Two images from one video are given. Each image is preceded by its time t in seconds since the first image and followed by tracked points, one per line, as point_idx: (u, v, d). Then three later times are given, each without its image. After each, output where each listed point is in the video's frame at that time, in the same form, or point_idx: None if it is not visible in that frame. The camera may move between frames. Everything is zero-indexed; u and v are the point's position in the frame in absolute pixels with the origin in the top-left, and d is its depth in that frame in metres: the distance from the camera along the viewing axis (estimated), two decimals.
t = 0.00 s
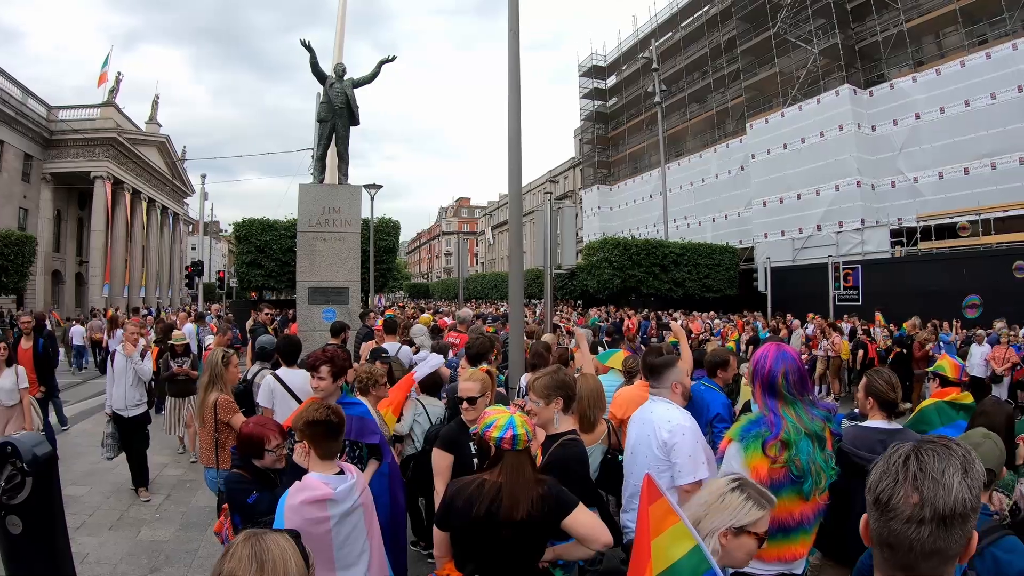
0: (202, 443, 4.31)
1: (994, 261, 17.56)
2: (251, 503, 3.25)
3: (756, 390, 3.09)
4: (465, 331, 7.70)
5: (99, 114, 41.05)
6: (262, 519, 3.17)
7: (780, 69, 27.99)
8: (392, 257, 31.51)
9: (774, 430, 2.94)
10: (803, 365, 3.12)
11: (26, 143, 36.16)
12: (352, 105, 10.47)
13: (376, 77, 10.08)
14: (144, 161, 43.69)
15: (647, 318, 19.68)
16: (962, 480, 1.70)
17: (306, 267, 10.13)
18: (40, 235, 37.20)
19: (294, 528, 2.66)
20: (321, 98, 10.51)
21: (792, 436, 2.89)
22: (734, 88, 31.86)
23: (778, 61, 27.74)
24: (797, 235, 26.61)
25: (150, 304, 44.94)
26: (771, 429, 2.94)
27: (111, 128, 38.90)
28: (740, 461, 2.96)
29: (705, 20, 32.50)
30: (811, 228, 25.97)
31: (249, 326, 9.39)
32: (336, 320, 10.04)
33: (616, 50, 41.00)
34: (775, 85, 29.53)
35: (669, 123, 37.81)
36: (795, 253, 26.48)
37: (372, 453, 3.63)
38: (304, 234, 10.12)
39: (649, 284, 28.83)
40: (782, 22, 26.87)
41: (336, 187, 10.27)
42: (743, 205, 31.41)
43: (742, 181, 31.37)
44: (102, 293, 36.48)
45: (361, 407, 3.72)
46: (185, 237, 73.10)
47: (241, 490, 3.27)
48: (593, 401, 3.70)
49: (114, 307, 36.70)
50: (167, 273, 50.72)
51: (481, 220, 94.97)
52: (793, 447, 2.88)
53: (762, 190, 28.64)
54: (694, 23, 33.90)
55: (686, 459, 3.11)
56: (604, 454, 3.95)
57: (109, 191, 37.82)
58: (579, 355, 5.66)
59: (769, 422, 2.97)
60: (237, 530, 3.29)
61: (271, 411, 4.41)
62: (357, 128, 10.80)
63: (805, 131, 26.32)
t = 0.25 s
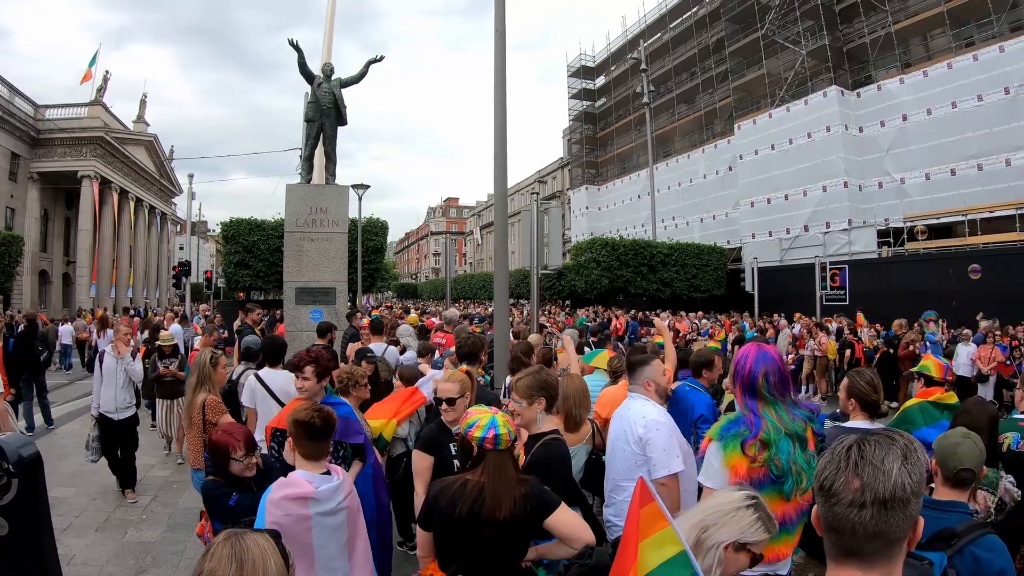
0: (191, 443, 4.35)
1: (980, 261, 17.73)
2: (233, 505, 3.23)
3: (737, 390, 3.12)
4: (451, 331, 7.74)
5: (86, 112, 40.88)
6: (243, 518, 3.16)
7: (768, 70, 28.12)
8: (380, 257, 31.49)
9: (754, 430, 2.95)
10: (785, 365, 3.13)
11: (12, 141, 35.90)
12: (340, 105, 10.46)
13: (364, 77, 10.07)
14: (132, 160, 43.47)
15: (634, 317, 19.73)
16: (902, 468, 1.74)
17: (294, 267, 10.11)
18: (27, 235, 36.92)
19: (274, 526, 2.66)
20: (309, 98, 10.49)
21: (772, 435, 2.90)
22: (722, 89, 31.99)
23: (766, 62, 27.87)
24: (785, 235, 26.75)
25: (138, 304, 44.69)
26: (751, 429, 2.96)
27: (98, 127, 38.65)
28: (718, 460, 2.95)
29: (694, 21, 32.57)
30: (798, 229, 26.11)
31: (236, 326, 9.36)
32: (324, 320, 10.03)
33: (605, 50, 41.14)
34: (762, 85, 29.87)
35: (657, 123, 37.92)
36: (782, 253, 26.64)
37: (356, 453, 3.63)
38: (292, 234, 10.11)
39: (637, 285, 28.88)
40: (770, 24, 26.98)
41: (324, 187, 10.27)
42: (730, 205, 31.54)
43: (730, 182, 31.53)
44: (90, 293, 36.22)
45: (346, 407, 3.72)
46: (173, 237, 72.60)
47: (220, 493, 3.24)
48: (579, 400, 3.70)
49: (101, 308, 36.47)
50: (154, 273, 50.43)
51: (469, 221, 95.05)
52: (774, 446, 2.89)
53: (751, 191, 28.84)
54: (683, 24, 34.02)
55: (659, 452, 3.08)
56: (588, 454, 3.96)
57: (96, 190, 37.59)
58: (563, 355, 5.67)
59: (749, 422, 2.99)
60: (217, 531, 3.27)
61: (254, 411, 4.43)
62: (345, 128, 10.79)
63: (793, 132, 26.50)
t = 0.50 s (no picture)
0: (180, 444, 4.36)
1: (965, 262, 17.90)
2: (216, 507, 3.22)
3: (715, 387, 3.14)
4: (437, 331, 7.78)
5: (72, 111, 40.70)
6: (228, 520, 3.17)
7: (754, 72, 28.26)
8: (366, 257, 31.43)
9: (731, 427, 2.96)
10: (761, 362, 3.17)
11: None
12: (327, 105, 10.45)
13: (350, 77, 10.07)
14: (118, 159, 43.21)
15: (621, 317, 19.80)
16: (848, 461, 1.66)
17: (280, 267, 10.09)
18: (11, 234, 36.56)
19: (257, 528, 2.64)
20: (296, 98, 10.47)
21: (750, 432, 2.92)
22: (709, 90, 32.15)
23: (752, 64, 28.02)
24: (771, 236, 26.91)
25: (124, 305, 44.40)
26: (729, 426, 2.96)
27: (84, 125, 38.41)
28: (696, 457, 2.93)
29: (682, 22, 32.69)
30: (784, 229, 26.27)
31: (222, 326, 9.33)
32: (310, 321, 10.01)
33: (592, 51, 41.28)
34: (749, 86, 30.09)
35: (644, 124, 38.08)
36: (767, 254, 26.83)
37: (341, 454, 3.64)
38: (278, 235, 10.08)
39: (623, 285, 28.97)
40: (757, 26, 27.12)
41: (310, 186, 10.24)
42: (717, 206, 31.74)
43: (716, 183, 31.70)
44: (75, 293, 35.96)
45: (330, 408, 3.72)
46: (160, 236, 72.10)
47: (206, 495, 3.24)
48: (563, 400, 3.68)
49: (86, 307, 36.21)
50: (140, 272, 50.10)
51: (456, 220, 95.21)
52: (752, 443, 2.90)
53: (737, 192, 29.01)
54: (670, 26, 34.16)
55: (632, 447, 3.09)
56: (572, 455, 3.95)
57: (82, 189, 37.33)
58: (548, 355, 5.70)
59: (727, 420, 2.99)
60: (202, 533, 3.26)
61: (235, 412, 4.43)
62: (332, 128, 10.78)
63: (779, 134, 26.64)
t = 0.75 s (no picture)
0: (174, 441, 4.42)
1: (953, 263, 18.04)
2: (199, 506, 3.24)
3: (692, 387, 3.14)
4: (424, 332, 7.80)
5: (59, 110, 40.40)
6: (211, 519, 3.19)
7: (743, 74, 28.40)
8: (354, 258, 31.33)
9: (708, 427, 2.96)
10: (738, 361, 3.15)
11: None
12: (315, 104, 10.44)
13: (339, 77, 10.09)
14: (105, 158, 42.88)
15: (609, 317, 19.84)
16: (799, 462, 1.67)
17: (267, 267, 10.06)
18: None
19: (241, 526, 2.64)
20: (284, 97, 10.47)
21: (727, 432, 2.91)
22: (697, 92, 32.27)
23: (741, 65, 28.15)
24: (758, 236, 27.02)
25: (111, 305, 44.01)
26: (705, 425, 2.96)
27: (71, 124, 38.16)
28: (672, 456, 2.94)
29: (670, 23, 32.76)
30: (772, 230, 26.39)
31: (210, 326, 9.29)
32: (297, 321, 9.99)
33: (581, 52, 41.38)
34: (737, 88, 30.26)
35: (632, 125, 38.19)
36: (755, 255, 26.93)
37: (327, 454, 3.67)
38: (265, 235, 10.06)
39: (611, 285, 28.99)
40: (746, 27, 27.23)
41: (298, 186, 10.21)
42: (705, 207, 31.89)
43: (704, 184, 31.79)
44: (62, 293, 35.63)
45: (315, 408, 3.74)
46: (147, 236, 71.57)
47: (188, 495, 3.26)
48: (548, 400, 3.67)
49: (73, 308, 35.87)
50: (126, 271, 49.67)
51: (444, 220, 95.25)
52: (729, 441, 2.90)
53: (724, 193, 29.14)
54: (659, 27, 34.28)
55: (611, 445, 3.11)
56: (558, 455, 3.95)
57: (69, 188, 37.03)
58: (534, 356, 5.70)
59: (703, 420, 2.99)
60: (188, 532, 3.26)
61: (218, 413, 4.43)
62: (321, 127, 10.78)
63: (767, 135, 26.83)
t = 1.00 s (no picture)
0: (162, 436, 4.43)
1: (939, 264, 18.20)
2: (179, 501, 3.24)
3: (670, 390, 3.13)
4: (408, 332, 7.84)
5: (45, 108, 40.06)
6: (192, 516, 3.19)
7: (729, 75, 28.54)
8: (339, 258, 31.22)
9: (680, 429, 2.95)
10: (719, 365, 3.11)
11: None
12: (300, 104, 10.46)
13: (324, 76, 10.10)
14: (90, 157, 42.54)
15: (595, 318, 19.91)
16: (737, 465, 1.71)
17: (251, 267, 10.04)
18: None
19: (220, 525, 2.64)
20: (269, 96, 10.49)
21: (699, 436, 2.88)
22: (683, 93, 32.42)
23: (727, 67, 28.30)
24: (743, 237, 27.17)
25: (96, 305, 43.62)
26: (677, 428, 2.96)
27: (56, 122, 37.79)
28: (643, 458, 2.96)
29: (657, 25, 32.88)
30: (756, 231, 26.52)
31: (195, 326, 9.26)
32: (282, 321, 9.96)
33: (568, 53, 41.48)
34: (723, 89, 30.42)
35: (619, 126, 38.33)
36: (741, 255, 27.09)
37: (309, 454, 3.68)
38: (250, 235, 10.04)
39: (597, 286, 29.03)
40: (732, 29, 27.36)
41: (283, 186, 10.20)
42: (689, 209, 32.05)
43: (689, 185, 31.93)
44: (46, 293, 35.27)
45: (298, 408, 3.75)
46: (131, 235, 70.87)
47: (168, 490, 3.24)
48: (530, 399, 3.67)
49: (57, 308, 35.50)
50: (111, 271, 49.20)
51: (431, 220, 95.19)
52: (700, 444, 2.86)
53: (708, 194, 29.24)
54: (645, 29, 34.41)
55: (588, 442, 3.13)
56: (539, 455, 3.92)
57: (54, 187, 36.70)
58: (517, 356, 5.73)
59: (676, 422, 2.99)
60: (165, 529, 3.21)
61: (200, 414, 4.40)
62: (306, 127, 10.80)
63: (751, 137, 26.96)
